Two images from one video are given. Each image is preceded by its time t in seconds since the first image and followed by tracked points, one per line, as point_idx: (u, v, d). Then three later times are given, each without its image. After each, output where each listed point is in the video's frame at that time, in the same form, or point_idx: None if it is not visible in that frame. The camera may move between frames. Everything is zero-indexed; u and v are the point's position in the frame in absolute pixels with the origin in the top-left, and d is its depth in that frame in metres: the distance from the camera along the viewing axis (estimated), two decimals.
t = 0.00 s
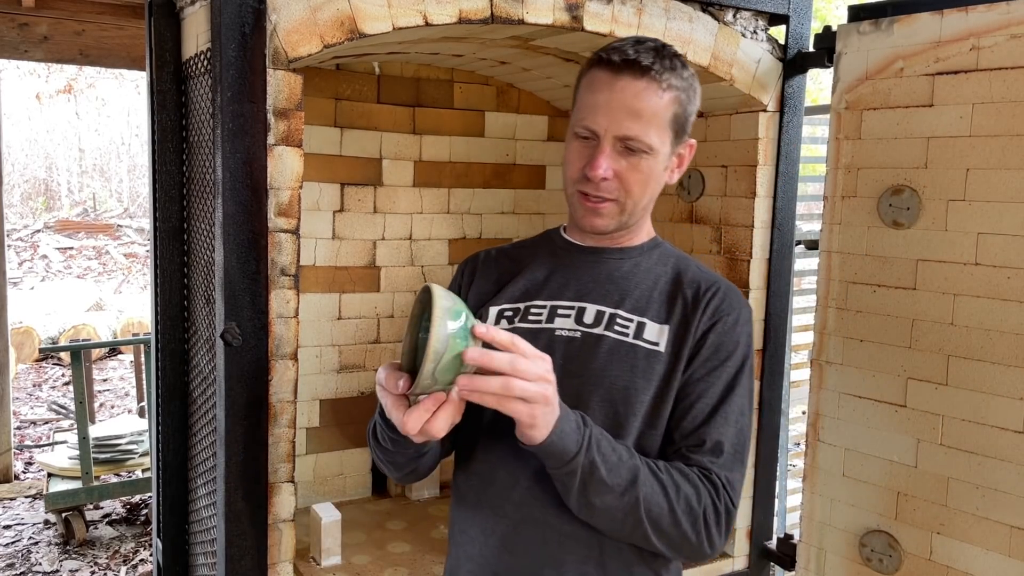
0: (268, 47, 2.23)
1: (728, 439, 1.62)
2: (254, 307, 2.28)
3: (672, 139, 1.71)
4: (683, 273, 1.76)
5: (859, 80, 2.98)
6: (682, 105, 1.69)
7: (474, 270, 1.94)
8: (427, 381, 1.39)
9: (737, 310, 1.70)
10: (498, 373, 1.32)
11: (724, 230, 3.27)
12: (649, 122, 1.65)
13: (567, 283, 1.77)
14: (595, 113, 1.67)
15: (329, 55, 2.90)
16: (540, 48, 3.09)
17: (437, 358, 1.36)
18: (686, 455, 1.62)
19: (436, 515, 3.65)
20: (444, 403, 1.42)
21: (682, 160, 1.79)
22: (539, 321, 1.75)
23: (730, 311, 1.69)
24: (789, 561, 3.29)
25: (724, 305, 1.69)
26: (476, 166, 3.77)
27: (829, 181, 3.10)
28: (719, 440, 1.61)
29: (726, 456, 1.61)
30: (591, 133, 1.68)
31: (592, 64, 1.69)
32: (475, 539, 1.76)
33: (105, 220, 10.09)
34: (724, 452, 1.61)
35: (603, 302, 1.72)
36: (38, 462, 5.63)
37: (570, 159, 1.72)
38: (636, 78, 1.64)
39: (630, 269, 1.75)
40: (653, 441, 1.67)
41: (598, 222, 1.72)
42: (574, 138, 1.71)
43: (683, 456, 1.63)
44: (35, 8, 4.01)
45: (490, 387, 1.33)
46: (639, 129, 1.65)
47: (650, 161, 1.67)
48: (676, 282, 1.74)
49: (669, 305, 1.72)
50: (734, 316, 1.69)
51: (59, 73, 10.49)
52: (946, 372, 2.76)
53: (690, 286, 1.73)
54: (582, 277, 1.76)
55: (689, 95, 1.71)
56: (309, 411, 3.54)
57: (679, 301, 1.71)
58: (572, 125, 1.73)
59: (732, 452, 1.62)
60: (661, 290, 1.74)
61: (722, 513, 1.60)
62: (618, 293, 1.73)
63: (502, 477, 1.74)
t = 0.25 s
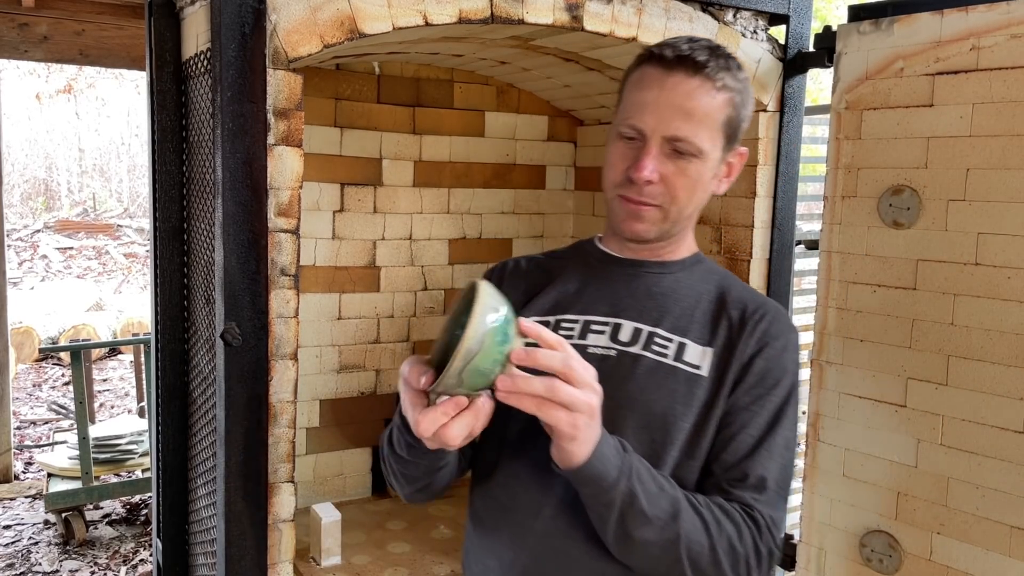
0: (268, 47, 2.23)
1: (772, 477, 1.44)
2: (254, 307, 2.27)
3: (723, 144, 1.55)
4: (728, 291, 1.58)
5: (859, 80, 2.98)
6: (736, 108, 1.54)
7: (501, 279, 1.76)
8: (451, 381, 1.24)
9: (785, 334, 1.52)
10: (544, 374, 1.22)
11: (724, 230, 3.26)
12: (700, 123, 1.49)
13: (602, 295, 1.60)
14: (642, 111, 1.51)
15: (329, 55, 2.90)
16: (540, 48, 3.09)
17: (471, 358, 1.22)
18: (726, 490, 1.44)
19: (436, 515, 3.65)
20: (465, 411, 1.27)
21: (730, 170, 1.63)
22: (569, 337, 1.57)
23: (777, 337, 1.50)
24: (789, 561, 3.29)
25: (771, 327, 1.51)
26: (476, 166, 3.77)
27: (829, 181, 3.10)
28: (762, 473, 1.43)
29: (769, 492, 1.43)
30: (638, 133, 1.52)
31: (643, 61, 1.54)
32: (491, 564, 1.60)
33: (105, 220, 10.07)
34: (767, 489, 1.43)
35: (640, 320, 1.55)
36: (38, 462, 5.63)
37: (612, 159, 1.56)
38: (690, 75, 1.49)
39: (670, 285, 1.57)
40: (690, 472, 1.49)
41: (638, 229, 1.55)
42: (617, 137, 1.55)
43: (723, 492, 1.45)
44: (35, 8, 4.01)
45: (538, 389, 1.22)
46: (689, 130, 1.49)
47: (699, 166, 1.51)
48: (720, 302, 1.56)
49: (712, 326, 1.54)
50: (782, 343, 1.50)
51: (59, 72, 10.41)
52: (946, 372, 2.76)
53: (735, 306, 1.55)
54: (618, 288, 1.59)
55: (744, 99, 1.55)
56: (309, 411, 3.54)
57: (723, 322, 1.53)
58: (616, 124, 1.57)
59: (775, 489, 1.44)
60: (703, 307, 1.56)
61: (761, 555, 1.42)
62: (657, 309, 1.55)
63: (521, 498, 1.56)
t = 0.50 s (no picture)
0: (268, 47, 2.23)
1: (844, 515, 1.17)
2: (254, 307, 2.27)
3: (787, 127, 1.32)
4: (789, 299, 1.33)
5: (859, 80, 2.98)
6: (801, 86, 1.31)
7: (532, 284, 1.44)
8: (530, 318, 1.02)
9: (857, 349, 1.26)
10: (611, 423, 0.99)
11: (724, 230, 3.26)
12: (764, 97, 1.26)
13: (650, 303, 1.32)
14: (697, 83, 1.28)
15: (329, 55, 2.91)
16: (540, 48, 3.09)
17: (550, 305, 1.01)
18: (790, 528, 1.18)
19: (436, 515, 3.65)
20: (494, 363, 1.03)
21: (793, 160, 1.39)
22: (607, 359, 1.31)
23: (847, 352, 1.25)
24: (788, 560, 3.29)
25: (840, 340, 1.26)
26: (476, 166, 3.77)
27: (829, 181, 3.09)
28: (835, 512, 1.17)
29: (843, 534, 1.17)
30: (693, 109, 1.28)
31: (696, 33, 1.32)
32: None
33: (105, 220, 10.04)
34: (838, 529, 1.17)
35: (693, 332, 1.29)
36: (38, 462, 5.63)
37: (660, 142, 1.32)
38: (752, 44, 1.27)
39: (723, 289, 1.32)
40: (747, 506, 1.25)
41: (692, 220, 1.29)
42: (668, 116, 1.31)
43: (785, 533, 1.19)
44: (35, 9, 4.01)
45: (591, 421, 0.99)
46: (752, 105, 1.26)
47: (763, 147, 1.27)
48: (780, 311, 1.31)
49: (771, 339, 1.29)
50: (852, 359, 1.25)
51: (59, 72, 10.17)
52: (946, 372, 2.77)
53: (798, 317, 1.29)
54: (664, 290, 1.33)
55: (808, 77, 1.33)
56: (309, 411, 3.54)
57: (784, 335, 1.29)
58: (662, 104, 1.34)
59: (849, 533, 1.17)
60: (761, 317, 1.31)
61: None
62: (709, 319, 1.30)
63: (544, 550, 1.33)
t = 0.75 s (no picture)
0: (268, 47, 2.23)
1: (910, 552, 0.98)
2: (254, 307, 2.27)
3: (845, 116, 1.07)
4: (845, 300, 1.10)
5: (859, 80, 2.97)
6: (859, 69, 1.07)
7: (562, 297, 1.24)
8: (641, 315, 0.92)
9: (924, 359, 1.04)
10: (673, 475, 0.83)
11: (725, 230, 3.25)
12: (822, 90, 1.02)
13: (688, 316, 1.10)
14: (739, 80, 1.04)
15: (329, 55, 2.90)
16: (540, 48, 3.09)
17: (641, 296, 0.93)
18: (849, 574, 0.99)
19: (437, 514, 3.65)
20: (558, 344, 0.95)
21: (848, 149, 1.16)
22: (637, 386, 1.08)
23: (912, 363, 1.03)
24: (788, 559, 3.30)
25: (903, 347, 1.04)
26: (476, 166, 3.77)
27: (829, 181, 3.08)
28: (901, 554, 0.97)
29: None
30: (737, 109, 1.04)
31: (733, 19, 1.07)
32: None
33: (104, 219, 10.02)
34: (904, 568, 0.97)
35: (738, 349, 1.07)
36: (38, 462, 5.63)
37: (697, 148, 1.08)
38: (803, 27, 1.03)
39: (767, 292, 1.10)
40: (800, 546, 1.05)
41: (742, 238, 1.06)
42: (705, 118, 1.06)
43: None
44: (35, 8, 4.01)
45: (617, 446, 0.82)
46: (809, 101, 1.02)
47: (824, 148, 1.04)
48: (835, 315, 1.09)
49: (824, 349, 1.07)
50: (917, 374, 1.03)
51: (59, 73, 10.07)
52: (947, 373, 2.78)
53: (855, 323, 1.07)
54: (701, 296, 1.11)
55: (866, 57, 1.08)
56: (309, 411, 3.54)
57: (838, 345, 1.06)
58: (696, 104, 1.10)
59: None
60: (812, 321, 1.08)
61: None
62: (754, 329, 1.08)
63: None
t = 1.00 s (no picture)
0: (268, 46, 2.23)
1: None
2: (254, 306, 2.27)
3: (880, 117, 1.04)
4: (873, 318, 1.05)
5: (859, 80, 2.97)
6: (896, 68, 1.03)
7: (572, 297, 1.22)
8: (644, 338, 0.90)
9: (954, 383, 0.99)
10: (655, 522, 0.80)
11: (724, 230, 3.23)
12: (855, 91, 0.99)
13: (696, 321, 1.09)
14: (768, 79, 1.01)
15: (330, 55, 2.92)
16: (540, 48, 3.09)
17: (647, 321, 0.91)
18: None
19: (437, 514, 3.65)
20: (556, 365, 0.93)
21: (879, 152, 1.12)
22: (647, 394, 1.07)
23: (941, 387, 0.98)
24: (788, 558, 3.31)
25: (934, 372, 0.99)
26: (476, 165, 3.76)
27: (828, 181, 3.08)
28: None
29: None
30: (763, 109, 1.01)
31: (764, 12, 1.04)
32: None
33: (104, 220, 9.99)
34: None
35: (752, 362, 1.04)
36: (38, 461, 5.63)
37: (719, 147, 1.05)
38: (841, 22, 1.00)
39: (786, 308, 1.06)
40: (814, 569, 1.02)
41: (763, 245, 1.03)
42: (730, 117, 1.04)
43: None
44: (34, 8, 4.01)
45: (602, 476, 0.82)
46: (842, 102, 0.99)
47: (854, 151, 1.01)
48: (860, 333, 1.04)
49: (847, 368, 1.03)
50: (947, 398, 0.98)
51: (59, 72, 10.00)
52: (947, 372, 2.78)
53: (880, 342, 1.02)
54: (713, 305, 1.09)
55: (905, 54, 1.05)
56: (309, 411, 3.54)
57: (862, 364, 1.02)
58: (721, 98, 1.07)
59: None
60: (835, 340, 1.04)
61: None
62: (772, 345, 1.04)
63: None
